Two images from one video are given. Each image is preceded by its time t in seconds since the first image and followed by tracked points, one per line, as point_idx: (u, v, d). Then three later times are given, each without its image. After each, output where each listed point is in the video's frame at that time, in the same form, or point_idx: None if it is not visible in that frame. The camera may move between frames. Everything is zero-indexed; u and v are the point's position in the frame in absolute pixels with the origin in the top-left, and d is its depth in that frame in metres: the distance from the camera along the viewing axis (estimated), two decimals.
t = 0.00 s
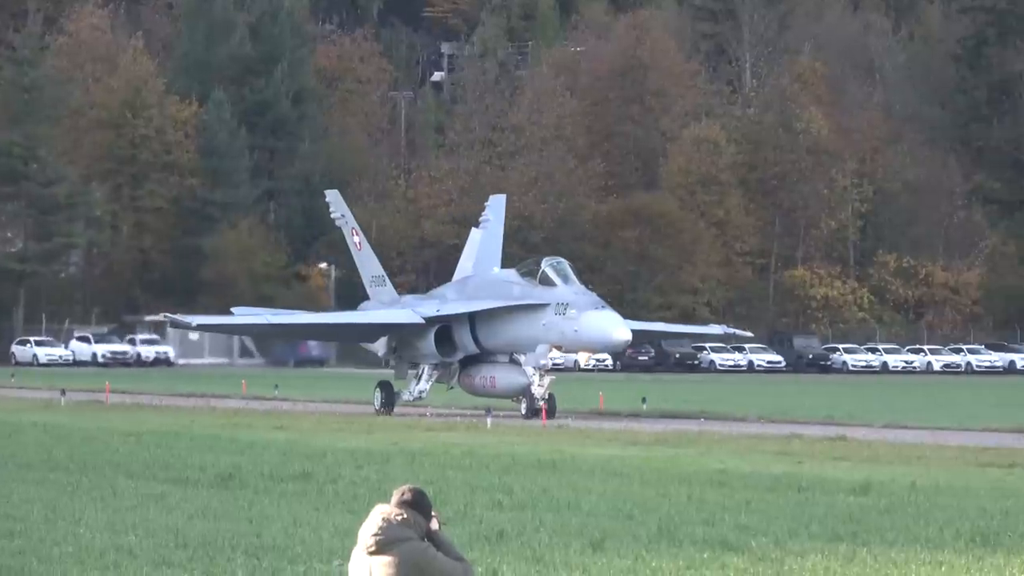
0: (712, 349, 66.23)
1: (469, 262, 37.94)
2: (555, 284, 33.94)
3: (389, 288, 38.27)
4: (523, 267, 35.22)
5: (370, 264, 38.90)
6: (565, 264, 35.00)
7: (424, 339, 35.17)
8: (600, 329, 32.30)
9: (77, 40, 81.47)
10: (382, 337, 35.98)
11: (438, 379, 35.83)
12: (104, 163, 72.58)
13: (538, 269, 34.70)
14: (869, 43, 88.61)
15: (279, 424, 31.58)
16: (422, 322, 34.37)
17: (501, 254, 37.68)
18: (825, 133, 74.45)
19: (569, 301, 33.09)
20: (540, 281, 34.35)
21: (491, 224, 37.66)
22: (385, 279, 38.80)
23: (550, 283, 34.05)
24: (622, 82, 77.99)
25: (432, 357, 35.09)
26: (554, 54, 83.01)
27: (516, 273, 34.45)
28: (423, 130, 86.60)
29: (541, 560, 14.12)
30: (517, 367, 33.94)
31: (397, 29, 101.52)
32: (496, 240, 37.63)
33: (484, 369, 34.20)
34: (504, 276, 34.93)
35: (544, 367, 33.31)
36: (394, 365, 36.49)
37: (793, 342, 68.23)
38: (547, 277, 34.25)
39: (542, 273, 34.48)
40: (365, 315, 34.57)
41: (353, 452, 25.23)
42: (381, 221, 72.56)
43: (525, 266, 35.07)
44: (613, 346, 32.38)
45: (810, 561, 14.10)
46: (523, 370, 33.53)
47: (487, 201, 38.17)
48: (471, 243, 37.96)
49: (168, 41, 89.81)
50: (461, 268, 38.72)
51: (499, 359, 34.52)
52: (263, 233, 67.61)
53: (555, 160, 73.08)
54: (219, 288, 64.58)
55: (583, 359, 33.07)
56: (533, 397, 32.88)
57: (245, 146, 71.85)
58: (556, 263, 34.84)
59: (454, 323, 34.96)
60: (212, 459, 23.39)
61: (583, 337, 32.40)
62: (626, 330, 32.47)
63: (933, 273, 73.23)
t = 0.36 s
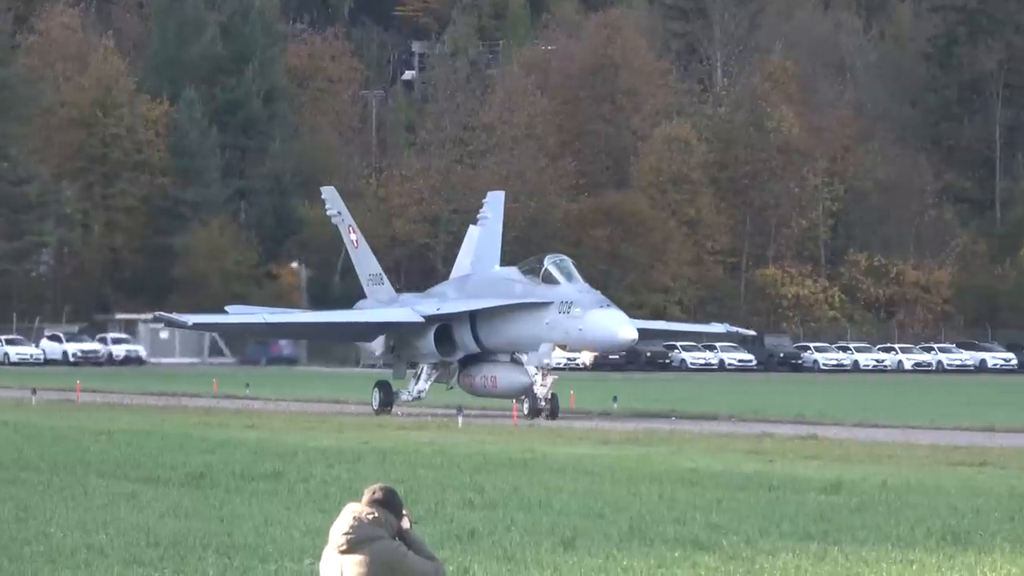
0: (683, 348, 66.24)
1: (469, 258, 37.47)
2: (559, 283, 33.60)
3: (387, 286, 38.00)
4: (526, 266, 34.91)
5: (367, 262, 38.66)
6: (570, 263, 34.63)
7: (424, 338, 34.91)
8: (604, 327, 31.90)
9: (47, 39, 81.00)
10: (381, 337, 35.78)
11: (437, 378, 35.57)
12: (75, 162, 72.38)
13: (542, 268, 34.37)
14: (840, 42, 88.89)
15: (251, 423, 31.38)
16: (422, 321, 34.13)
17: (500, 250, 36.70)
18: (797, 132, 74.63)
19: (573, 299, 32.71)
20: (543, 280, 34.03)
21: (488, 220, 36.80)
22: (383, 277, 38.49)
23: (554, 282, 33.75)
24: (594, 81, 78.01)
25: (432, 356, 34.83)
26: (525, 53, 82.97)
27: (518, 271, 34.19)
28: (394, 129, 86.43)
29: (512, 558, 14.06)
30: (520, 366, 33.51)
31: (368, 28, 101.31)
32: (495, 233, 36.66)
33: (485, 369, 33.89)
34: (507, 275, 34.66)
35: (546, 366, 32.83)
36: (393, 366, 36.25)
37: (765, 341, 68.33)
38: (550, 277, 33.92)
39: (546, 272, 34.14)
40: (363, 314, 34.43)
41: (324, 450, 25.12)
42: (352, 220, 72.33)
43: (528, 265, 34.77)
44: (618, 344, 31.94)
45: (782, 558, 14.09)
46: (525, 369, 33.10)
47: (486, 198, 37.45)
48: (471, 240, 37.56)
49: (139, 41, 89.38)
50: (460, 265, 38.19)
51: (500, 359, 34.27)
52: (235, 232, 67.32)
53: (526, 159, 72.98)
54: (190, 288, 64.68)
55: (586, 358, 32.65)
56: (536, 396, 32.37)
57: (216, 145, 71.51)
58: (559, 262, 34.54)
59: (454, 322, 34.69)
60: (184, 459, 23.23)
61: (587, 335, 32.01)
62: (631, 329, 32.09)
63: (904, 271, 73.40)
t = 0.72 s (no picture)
0: (654, 346, 66.25)
1: (467, 255, 36.94)
2: (563, 280, 33.03)
3: (386, 283, 37.79)
4: (529, 260, 34.38)
5: (366, 259, 38.34)
6: (574, 259, 34.04)
7: (424, 336, 34.49)
8: (611, 326, 31.42)
9: (17, 36, 80.50)
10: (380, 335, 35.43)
11: (438, 378, 35.32)
12: (46, 159, 72.14)
13: (545, 264, 33.79)
14: (811, 40, 89.10)
15: (222, 422, 31.20)
16: (423, 319, 33.72)
17: (501, 246, 36.63)
18: (768, 130, 74.74)
19: (579, 298, 32.18)
20: (547, 276, 33.48)
21: (489, 216, 36.74)
22: (381, 274, 38.25)
23: (558, 278, 33.20)
24: (564, 79, 78.08)
25: (433, 354, 34.45)
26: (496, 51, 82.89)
27: (522, 268, 33.66)
28: (365, 127, 86.24)
29: (482, 556, 14.01)
30: (523, 365, 33.17)
31: (339, 26, 101.04)
32: (496, 229, 36.65)
33: (488, 368, 33.56)
34: (509, 272, 34.14)
35: (550, 365, 32.55)
36: (393, 364, 35.90)
37: (737, 340, 68.59)
38: (555, 273, 33.33)
39: (549, 269, 33.55)
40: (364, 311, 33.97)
41: (295, 449, 25.00)
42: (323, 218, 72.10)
43: (531, 261, 34.17)
44: (625, 342, 31.46)
45: (752, 556, 14.09)
46: (529, 368, 32.80)
47: (485, 195, 37.30)
48: (468, 236, 37.10)
49: (109, 38, 88.92)
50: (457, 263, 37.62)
51: (503, 357, 33.92)
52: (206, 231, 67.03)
53: (497, 158, 72.91)
54: (160, 285, 64.55)
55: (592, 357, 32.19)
56: (539, 396, 32.03)
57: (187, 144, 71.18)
58: (563, 258, 33.95)
59: (456, 320, 34.30)
60: (154, 457, 23.07)
61: (594, 335, 31.52)
62: (639, 327, 31.53)
63: (875, 270, 73.38)
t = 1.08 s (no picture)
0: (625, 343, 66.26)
1: (468, 251, 36.76)
2: (568, 276, 32.73)
3: (386, 279, 37.63)
4: (532, 257, 34.06)
5: (366, 254, 38.19)
6: (578, 255, 33.70)
7: (425, 333, 34.16)
8: (618, 323, 31.03)
9: None
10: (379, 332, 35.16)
11: (439, 376, 34.83)
12: (16, 156, 71.81)
13: (549, 260, 33.45)
14: (782, 37, 89.28)
15: (192, 419, 30.99)
16: (423, 316, 33.42)
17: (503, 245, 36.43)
18: (738, 127, 74.84)
19: (584, 294, 31.86)
20: (551, 272, 33.15)
21: (489, 213, 36.54)
22: (380, 270, 38.14)
23: (563, 275, 32.87)
24: (535, 77, 78.04)
25: (434, 351, 34.12)
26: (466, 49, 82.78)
27: (526, 264, 33.33)
28: (336, 124, 86.00)
29: (453, 553, 13.95)
30: (525, 363, 32.81)
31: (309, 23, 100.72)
32: (498, 227, 36.56)
33: (490, 365, 33.20)
34: (514, 268, 33.85)
35: (554, 363, 32.28)
36: (393, 361, 35.64)
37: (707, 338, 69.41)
38: (559, 269, 33.03)
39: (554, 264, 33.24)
40: (365, 308, 33.76)
41: (265, 446, 24.89)
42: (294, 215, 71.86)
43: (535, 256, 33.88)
44: (632, 339, 31.09)
45: (724, 553, 14.06)
46: (532, 366, 32.49)
47: (486, 190, 37.04)
48: (469, 231, 36.90)
49: (79, 35, 88.48)
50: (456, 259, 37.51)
51: (505, 355, 33.57)
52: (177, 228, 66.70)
53: (468, 155, 72.83)
54: (132, 280, 64.67)
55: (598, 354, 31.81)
56: (542, 396, 31.85)
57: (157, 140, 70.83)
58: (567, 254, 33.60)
59: (457, 317, 33.99)
60: (125, 454, 22.91)
61: (601, 332, 31.16)
62: (647, 324, 31.16)
63: (846, 267, 73.48)
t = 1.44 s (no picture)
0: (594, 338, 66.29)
1: (468, 248, 36.57)
2: (574, 272, 32.38)
3: (385, 276, 37.53)
4: (537, 253, 33.77)
5: (365, 251, 38.05)
6: (584, 250, 33.34)
7: (427, 330, 34.01)
8: (623, 319, 30.53)
9: None
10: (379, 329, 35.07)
11: (440, 373, 34.71)
12: None
13: (554, 255, 33.13)
14: (750, 34, 89.50)
15: (160, 415, 30.85)
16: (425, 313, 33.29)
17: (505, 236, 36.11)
18: (708, 124, 75.00)
19: (590, 291, 31.50)
20: (557, 268, 32.82)
21: (489, 207, 36.19)
22: (379, 267, 38.03)
23: (568, 271, 32.53)
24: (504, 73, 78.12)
25: (435, 348, 33.97)
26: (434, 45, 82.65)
27: (530, 260, 33.07)
28: (305, 120, 85.73)
29: (422, 550, 13.87)
30: (528, 360, 32.59)
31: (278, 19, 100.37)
32: (497, 223, 36.09)
33: (494, 363, 33.01)
34: (517, 264, 33.56)
35: (558, 361, 32.09)
36: (393, 357, 35.52)
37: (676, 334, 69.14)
38: (564, 265, 32.69)
39: (558, 260, 32.91)
40: (364, 304, 33.65)
41: (235, 442, 24.76)
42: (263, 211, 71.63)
43: (539, 252, 33.60)
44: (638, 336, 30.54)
45: (693, 549, 14.05)
46: (536, 364, 32.28)
47: (486, 184, 36.77)
48: (471, 227, 36.61)
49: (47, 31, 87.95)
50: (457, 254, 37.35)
51: (507, 351, 33.32)
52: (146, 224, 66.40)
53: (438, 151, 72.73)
54: (100, 276, 64.37)
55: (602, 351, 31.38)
56: (547, 393, 31.72)
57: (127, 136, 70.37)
58: (573, 249, 33.26)
59: (460, 314, 33.80)
60: (93, 451, 22.75)
61: (606, 329, 30.70)
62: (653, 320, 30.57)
63: (815, 264, 73.69)
